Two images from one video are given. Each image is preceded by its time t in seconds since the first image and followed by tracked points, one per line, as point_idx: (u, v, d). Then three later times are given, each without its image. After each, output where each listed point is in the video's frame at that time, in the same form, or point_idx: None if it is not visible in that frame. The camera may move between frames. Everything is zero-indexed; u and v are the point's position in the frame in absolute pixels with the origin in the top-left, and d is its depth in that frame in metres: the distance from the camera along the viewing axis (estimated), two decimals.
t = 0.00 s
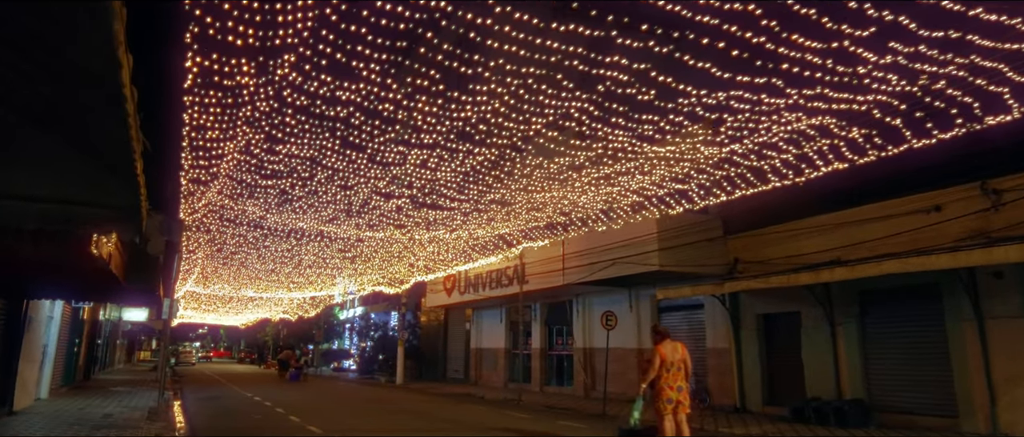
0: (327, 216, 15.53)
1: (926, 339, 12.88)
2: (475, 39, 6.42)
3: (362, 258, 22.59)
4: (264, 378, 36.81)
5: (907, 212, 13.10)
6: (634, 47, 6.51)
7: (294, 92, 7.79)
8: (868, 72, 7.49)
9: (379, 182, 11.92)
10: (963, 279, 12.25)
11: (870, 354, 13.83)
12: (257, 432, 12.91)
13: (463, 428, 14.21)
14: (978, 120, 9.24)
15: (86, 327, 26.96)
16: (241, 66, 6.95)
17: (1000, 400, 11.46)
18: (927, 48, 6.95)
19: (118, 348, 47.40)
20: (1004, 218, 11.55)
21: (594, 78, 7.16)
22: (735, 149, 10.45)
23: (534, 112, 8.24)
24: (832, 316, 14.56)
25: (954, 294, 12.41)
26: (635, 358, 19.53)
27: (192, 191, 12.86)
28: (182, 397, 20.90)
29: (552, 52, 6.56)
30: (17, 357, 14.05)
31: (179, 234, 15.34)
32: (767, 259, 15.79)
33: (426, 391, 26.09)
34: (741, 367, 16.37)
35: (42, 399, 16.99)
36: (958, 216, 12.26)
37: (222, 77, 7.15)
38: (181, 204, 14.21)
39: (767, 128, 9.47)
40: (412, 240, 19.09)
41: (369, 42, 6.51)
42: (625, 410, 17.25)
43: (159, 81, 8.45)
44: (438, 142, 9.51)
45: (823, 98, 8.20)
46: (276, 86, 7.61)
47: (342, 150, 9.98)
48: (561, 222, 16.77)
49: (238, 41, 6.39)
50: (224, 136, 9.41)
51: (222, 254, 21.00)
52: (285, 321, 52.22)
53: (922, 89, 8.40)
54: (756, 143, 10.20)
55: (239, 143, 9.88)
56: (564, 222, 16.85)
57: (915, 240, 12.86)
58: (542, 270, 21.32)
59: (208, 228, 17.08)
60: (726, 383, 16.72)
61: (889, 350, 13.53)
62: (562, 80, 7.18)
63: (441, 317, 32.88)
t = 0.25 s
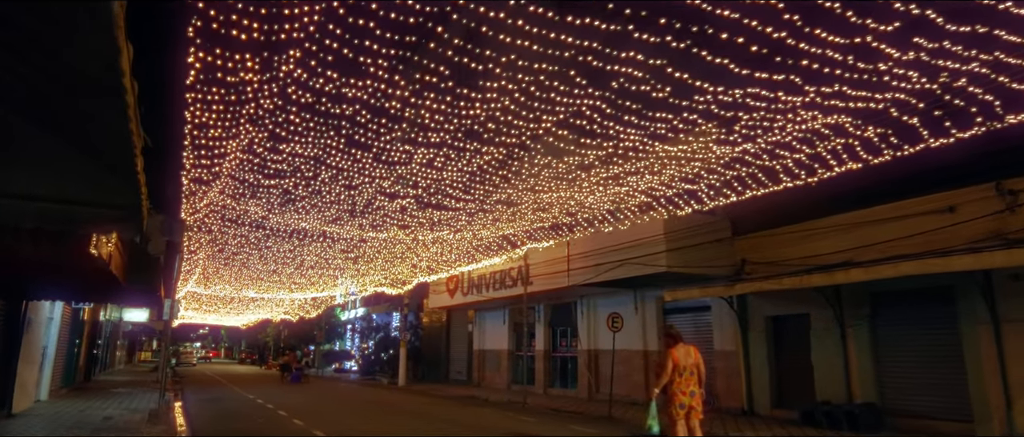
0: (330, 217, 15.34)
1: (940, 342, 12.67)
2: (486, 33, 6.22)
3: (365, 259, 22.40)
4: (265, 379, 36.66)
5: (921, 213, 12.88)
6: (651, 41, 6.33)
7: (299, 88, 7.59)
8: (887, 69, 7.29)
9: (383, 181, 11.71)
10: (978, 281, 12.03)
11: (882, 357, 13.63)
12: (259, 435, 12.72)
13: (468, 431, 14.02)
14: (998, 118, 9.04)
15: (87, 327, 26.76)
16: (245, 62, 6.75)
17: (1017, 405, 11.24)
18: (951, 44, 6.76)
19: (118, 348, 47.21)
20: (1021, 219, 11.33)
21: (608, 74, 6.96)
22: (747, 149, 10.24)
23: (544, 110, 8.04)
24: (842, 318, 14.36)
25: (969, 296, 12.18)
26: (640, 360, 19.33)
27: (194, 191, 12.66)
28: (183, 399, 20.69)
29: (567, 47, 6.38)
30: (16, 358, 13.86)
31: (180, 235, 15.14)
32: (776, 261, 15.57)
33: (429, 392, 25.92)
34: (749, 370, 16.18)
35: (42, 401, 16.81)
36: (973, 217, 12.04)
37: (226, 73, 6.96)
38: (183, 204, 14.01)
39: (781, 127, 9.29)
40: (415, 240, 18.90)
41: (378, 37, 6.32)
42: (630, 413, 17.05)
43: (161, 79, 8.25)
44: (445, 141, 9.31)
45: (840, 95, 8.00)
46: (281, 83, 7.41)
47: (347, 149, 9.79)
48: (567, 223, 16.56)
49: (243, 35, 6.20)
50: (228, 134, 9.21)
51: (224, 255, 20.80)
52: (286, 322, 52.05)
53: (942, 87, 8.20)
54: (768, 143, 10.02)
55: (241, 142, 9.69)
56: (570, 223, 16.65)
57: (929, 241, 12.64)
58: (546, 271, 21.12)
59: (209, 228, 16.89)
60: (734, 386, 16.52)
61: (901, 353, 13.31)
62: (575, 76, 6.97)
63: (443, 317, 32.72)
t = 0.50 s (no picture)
0: (333, 215, 15.17)
1: (952, 342, 12.50)
2: (496, 22, 6.06)
3: (366, 258, 22.23)
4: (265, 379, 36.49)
5: (931, 210, 12.69)
6: (666, 29, 6.18)
7: (302, 81, 7.41)
8: (906, 61, 7.13)
9: (387, 178, 11.53)
10: (990, 279, 11.85)
11: (892, 357, 13.45)
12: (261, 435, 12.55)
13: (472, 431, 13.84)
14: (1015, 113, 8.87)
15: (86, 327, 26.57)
16: (247, 53, 6.56)
17: None
18: (973, 34, 6.59)
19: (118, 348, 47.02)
20: None
21: (620, 65, 6.80)
22: (757, 145, 10.06)
23: (553, 104, 7.87)
24: (851, 317, 14.18)
25: (982, 294, 12.00)
26: (644, 360, 19.16)
27: (194, 188, 12.48)
28: (183, 400, 20.49)
29: (580, 36, 6.22)
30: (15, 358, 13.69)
31: (180, 233, 14.96)
32: (783, 259, 15.39)
33: (431, 393, 25.76)
34: (756, 370, 16.02)
35: (40, 401, 16.63)
36: (985, 214, 11.85)
37: (228, 65, 6.78)
38: (183, 202, 13.83)
39: (793, 122, 9.12)
40: (418, 239, 18.73)
41: (385, 26, 6.14)
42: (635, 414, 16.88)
43: (162, 72, 8.09)
44: (450, 136, 9.12)
45: (856, 89, 7.84)
46: (284, 75, 7.22)
47: (351, 144, 9.62)
48: (572, 221, 16.38)
49: (247, 24, 6.04)
50: (230, 130, 9.04)
51: (224, 254, 20.63)
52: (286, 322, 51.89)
53: (960, 80, 8.04)
54: (779, 139, 9.85)
55: (243, 138, 9.52)
56: (574, 221, 16.47)
57: (939, 239, 12.46)
58: (550, 271, 20.95)
59: (210, 227, 16.71)
60: (740, 386, 16.35)
61: (912, 352, 13.14)
62: (586, 67, 6.80)
63: (445, 317, 32.56)
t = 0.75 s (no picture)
0: (334, 212, 14.96)
1: (964, 339, 12.29)
2: (505, 6, 5.90)
3: (367, 256, 22.03)
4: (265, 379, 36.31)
5: (942, 206, 12.49)
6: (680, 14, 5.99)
7: (304, 71, 7.20)
8: (925, 49, 6.94)
9: (389, 174, 11.32)
10: (1004, 276, 11.65)
11: (902, 355, 13.25)
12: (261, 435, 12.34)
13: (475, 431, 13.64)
14: None
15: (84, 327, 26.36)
16: (247, 40, 6.35)
17: None
18: (996, 19, 6.40)
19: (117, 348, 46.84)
20: None
21: (632, 53, 6.62)
22: (768, 138, 9.85)
23: (562, 94, 7.67)
24: (860, 315, 13.97)
25: (995, 291, 11.79)
26: (649, 359, 18.96)
27: (193, 185, 12.28)
28: (182, 400, 20.27)
29: (592, 21, 6.04)
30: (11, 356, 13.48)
31: (179, 231, 14.75)
32: (790, 256, 15.18)
33: (432, 392, 25.58)
34: (763, 369, 15.81)
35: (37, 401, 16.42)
36: (998, 209, 11.64)
37: (227, 53, 6.57)
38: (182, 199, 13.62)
39: (806, 115, 8.92)
40: (420, 237, 18.53)
41: (390, 11, 5.95)
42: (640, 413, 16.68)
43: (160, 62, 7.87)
44: (455, 129, 8.91)
45: (872, 79, 7.63)
46: (284, 65, 7.01)
47: (353, 138, 9.41)
48: (576, 218, 16.17)
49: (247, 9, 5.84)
50: (229, 123, 8.84)
51: (224, 252, 20.42)
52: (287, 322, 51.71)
53: (978, 69, 7.84)
54: (790, 132, 9.64)
55: (243, 131, 9.31)
56: (578, 218, 16.26)
57: (951, 235, 12.25)
58: (552, 269, 20.74)
59: (209, 225, 16.51)
60: (747, 385, 16.15)
61: (923, 350, 12.93)
62: (597, 55, 6.61)
63: (446, 317, 32.38)
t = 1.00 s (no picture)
0: (335, 211, 14.74)
1: (978, 339, 12.05)
2: None
3: (369, 256, 21.81)
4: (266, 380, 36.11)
5: (955, 203, 12.26)
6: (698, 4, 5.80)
7: (306, 64, 6.97)
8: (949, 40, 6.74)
9: (393, 171, 11.10)
10: (1019, 275, 11.42)
11: (914, 355, 13.02)
12: None
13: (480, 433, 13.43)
14: None
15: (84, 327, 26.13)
16: (247, 31, 6.14)
17: None
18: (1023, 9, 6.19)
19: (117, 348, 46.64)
20: None
21: (648, 44, 6.43)
22: (780, 134, 9.62)
23: (572, 88, 7.44)
24: (871, 315, 13.74)
25: (1011, 290, 11.57)
26: (654, 359, 18.74)
27: (193, 183, 12.05)
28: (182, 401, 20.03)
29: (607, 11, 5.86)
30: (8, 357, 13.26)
31: (178, 230, 14.52)
32: (798, 255, 14.95)
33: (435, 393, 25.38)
34: (770, 369, 15.59)
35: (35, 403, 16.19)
36: (1012, 207, 11.39)
37: (226, 45, 6.35)
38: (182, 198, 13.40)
39: (821, 110, 8.68)
40: (422, 236, 18.32)
41: None
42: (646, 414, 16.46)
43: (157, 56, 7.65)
44: (461, 125, 8.68)
45: (892, 72, 7.40)
46: (285, 58, 6.78)
47: (356, 134, 9.18)
48: (581, 216, 15.93)
49: None
50: (229, 119, 8.61)
51: (224, 252, 20.20)
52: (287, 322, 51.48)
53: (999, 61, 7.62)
54: (803, 128, 9.41)
55: (243, 127, 9.09)
56: (584, 217, 16.03)
57: (964, 233, 12.01)
58: (556, 268, 20.51)
59: (210, 224, 16.29)
60: (754, 386, 15.92)
61: (935, 351, 12.70)
62: (611, 46, 6.41)
63: (448, 316, 32.15)
